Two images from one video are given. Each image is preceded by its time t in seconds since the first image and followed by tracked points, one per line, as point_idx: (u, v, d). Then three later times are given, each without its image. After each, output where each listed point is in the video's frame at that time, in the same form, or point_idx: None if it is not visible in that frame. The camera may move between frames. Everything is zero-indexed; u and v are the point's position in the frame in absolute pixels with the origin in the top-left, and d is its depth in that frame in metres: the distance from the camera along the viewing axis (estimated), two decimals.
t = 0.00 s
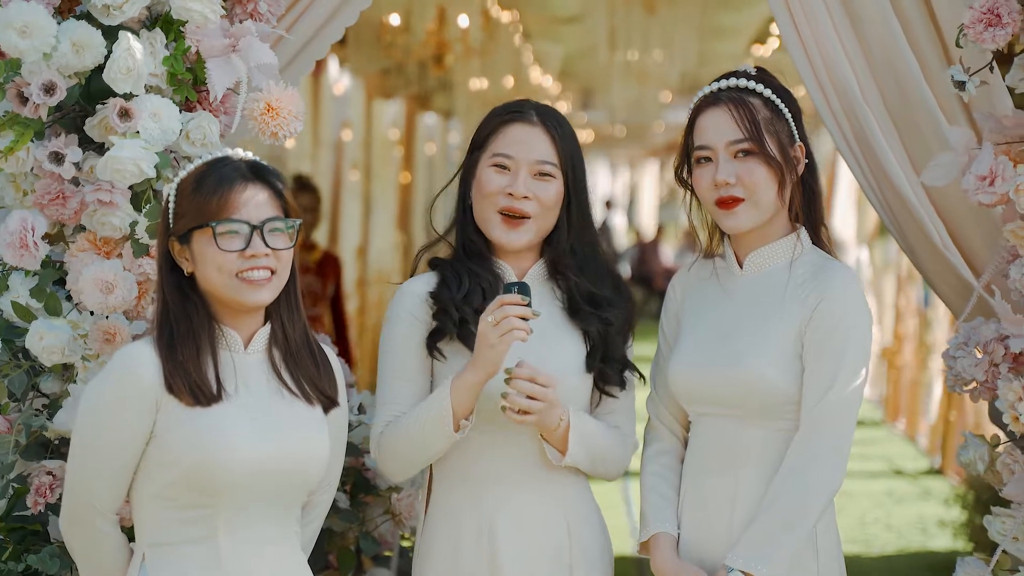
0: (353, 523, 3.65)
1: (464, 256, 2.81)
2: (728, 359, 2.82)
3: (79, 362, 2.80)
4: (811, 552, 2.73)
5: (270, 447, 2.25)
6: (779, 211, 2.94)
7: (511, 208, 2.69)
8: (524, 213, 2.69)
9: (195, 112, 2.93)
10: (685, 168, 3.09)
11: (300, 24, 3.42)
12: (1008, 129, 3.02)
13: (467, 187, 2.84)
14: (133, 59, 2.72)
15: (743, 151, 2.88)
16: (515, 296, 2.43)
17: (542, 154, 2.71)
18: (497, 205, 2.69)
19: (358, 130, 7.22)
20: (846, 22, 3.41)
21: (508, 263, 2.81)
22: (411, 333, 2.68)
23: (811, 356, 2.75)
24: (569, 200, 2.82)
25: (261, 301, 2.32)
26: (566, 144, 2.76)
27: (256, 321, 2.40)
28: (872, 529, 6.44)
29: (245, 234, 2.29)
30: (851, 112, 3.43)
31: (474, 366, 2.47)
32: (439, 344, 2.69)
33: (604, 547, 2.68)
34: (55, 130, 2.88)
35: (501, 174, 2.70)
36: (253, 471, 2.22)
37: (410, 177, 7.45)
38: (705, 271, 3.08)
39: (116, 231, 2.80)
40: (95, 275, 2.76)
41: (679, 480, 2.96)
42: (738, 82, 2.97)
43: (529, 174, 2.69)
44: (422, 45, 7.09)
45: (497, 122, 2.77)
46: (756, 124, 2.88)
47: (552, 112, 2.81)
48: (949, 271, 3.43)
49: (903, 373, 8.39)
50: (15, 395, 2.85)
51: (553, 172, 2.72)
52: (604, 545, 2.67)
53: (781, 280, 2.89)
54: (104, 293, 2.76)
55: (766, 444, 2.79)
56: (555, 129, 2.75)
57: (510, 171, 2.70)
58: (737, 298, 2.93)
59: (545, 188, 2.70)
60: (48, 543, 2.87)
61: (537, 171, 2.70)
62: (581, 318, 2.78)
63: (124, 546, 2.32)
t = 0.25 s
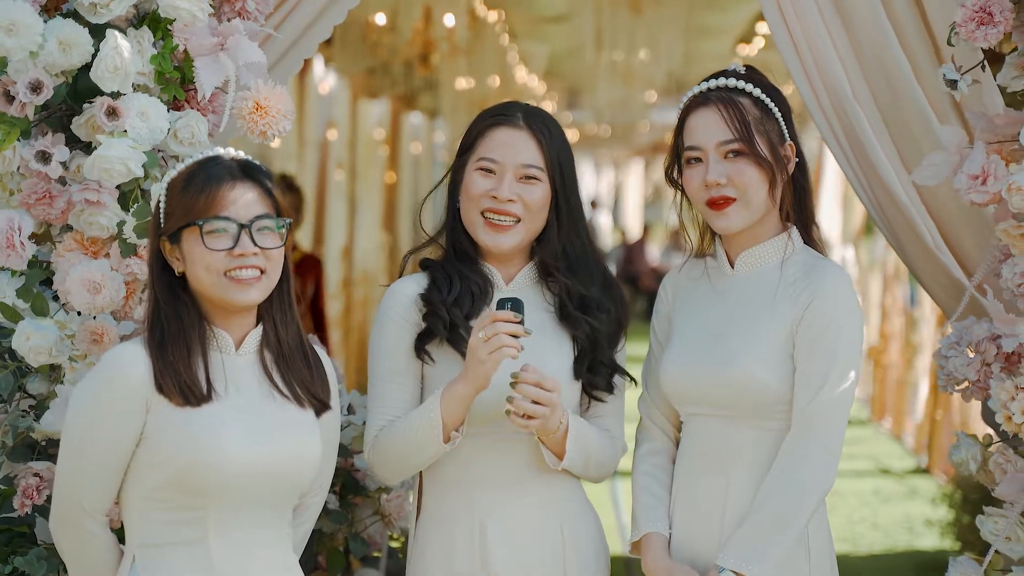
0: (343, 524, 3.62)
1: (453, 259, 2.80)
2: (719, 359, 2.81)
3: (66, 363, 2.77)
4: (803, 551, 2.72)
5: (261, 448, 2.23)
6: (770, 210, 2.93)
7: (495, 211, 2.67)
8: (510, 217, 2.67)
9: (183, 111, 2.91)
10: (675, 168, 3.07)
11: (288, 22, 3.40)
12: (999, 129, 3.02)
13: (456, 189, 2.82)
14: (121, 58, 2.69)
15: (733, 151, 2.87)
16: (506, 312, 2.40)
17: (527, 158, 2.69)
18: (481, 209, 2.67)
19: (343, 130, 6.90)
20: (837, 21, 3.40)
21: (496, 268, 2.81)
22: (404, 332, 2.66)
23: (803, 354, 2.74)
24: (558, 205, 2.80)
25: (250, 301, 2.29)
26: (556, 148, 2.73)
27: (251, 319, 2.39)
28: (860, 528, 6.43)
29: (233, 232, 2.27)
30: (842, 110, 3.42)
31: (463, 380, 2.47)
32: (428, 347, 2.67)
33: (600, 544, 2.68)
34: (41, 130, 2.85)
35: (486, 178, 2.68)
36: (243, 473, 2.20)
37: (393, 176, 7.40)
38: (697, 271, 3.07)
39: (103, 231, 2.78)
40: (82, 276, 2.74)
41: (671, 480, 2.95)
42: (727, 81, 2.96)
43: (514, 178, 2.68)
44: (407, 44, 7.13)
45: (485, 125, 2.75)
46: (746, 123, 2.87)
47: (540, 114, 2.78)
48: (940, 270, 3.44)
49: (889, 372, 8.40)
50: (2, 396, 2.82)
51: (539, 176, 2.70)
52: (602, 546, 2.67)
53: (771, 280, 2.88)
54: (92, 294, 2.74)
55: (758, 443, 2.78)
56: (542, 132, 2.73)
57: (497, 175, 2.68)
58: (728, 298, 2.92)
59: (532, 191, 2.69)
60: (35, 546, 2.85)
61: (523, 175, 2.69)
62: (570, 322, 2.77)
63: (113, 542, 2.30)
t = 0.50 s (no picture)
0: (334, 524, 3.58)
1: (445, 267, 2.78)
2: (715, 358, 2.79)
3: (55, 362, 2.74)
4: (797, 552, 2.69)
5: (252, 447, 2.20)
6: (765, 209, 2.91)
7: (483, 214, 2.64)
8: (500, 220, 2.65)
9: (173, 107, 2.88)
10: (670, 168, 3.05)
11: (280, 18, 3.37)
12: (997, 126, 2.99)
13: (443, 194, 2.79)
14: (111, 53, 2.66)
15: (727, 149, 2.85)
16: (499, 319, 2.37)
17: (515, 161, 2.66)
18: (470, 212, 2.65)
19: (334, 128, 6.77)
20: (834, 19, 3.38)
21: (486, 272, 2.78)
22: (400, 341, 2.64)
23: (796, 352, 2.71)
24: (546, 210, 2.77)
25: (249, 306, 2.27)
26: (541, 146, 2.71)
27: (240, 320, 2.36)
28: (852, 527, 6.41)
29: (251, 234, 2.26)
30: (839, 109, 3.41)
31: (460, 388, 2.43)
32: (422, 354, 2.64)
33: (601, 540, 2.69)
34: (30, 126, 2.82)
35: (475, 182, 2.65)
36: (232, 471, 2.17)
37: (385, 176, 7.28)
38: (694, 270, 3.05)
39: (93, 228, 2.76)
40: (72, 274, 2.71)
41: (666, 479, 2.92)
42: (720, 78, 2.94)
43: (502, 182, 2.64)
44: (399, 43, 7.12)
45: (471, 129, 2.72)
46: (740, 122, 2.85)
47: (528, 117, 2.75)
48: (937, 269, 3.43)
49: (881, 371, 8.38)
50: None
51: (527, 178, 2.67)
52: (600, 547, 2.65)
53: (767, 278, 2.86)
54: (82, 292, 2.72)
55: (753, 442, 2.76)
56: (529, 136, 2.70)
57: (485, 178, 2.65)
58: (724, 296, 2.90)
59: (521, 193, 2.66)
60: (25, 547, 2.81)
61: (511, 178, 2.65)
62: (559, 326, 2.74)
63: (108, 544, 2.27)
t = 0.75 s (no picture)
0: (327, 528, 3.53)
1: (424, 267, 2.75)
2: (712, 359, 2.76)
3: (46, 364, 2.72)
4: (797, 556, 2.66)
5: (245, 451, 2.17)
6: (764, 209, 2.87)
7: (473, 228, 2.61)
8: (490, 233, 2.62)
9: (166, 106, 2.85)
10: (670, 166, 3.01)
11: (274, 16, 3.34)
12: (998, 125, 2.96)
13: (430, 200, 2.75)
14: (103, 51, 2.64)
15: (725, 149, 2.81)
16: (479, 313, 2.34)
17: (509, 176, 2.62)
18: (460, 224, 2.61)
19: (330, 129, 6.65)
20: (834, 17, 3.35)
21: (470, 278, 2.76)
22: (388, 341, 2.60)
23: (791, 355, 2.67)
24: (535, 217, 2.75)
25: (252, 306, 2.24)
26: (535, 162, 2.68)
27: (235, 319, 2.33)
28: (849, 528, 6.39)
29: (254, 233, 2.23)
30: (839, 108, 3.37)
31: (437, 385, 2.39)
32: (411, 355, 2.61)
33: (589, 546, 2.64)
34: (21, 126, 2.79)
35: (468, 194, 2.61)
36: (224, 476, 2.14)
37: (380, 177, 7.13)
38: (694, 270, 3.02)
39: (85, 229, 2.73)
40: (64, 275, 2.67)
41: (667, 482, 2.89)
42: (717, 77, 2.90)
43: (495, 199, 2.61)
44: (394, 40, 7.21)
45: (463, 140, 2.67)
46: (738, 121, 2.81)
47: (525, 130, 2.71)
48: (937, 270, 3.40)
49: (877, 371, 8.36)
50: None
51: (519, 194, 2.64)
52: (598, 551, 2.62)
53: (766, 278, 2.82)
54: (73, 293, 2.68)
55: (752, 445, 2.73)
56: (524, 150, 2.67)
57: (476, 192, 2.61)
58: (722, 297, 2.87)
59: (511, 209, 2.62)
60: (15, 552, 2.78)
61: (504, 193, 2.62)
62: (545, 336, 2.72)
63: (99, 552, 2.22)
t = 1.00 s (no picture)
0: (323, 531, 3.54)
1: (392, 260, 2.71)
2: (711, 360, 2.73)
3: (36, 366, 2.69)
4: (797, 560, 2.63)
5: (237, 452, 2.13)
6: (763, 209, 2.84)
7: (454, 227, 2.59)
8: (466, 234, 2.59)
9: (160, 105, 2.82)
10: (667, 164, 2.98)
11: (269, 14, 3.31)
12: (1000, 125, 2.95)
13: (410, 191, 2.72)
14: (95, 49, 2.60)
15: (724, 148, 2.78)
16: (460, 314, 2.30)
17: (492, 178, 2.59)
18: (438, 220, 2.59)
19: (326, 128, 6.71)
20: (834, 15, 3.32)
21: (442, 272, 2.73)
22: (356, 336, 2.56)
23: (791, 357, 2.64)
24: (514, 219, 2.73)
25: (243, 305, 2.21)
26: (522, 166, 2.65)
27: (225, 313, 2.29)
28: (847, 528, 6.36)
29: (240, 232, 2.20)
30: (838, 107, 3.34)
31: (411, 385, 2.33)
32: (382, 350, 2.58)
33: (559, 550, 2.61)
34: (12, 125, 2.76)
35: (451, 192, 2.58)
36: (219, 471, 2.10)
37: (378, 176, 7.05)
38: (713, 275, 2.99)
39: (77, 229, 2.70)
40: (55, 276, 2.65)
41: (666, 486, 2.87)
42: (716, 75, 2.87)
43: (476, 201, 2.58)
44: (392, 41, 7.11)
45: (454, 138, 2.62)
46: (736, 119, 2.78)
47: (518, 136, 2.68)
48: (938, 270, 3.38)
49: (876, 371, 8.34)
50: None
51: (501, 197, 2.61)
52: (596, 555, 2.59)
53: (765, 278, 2.79)
54: (65, 294, 2.66)
55: (751, 447, 2.70)
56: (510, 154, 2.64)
57: (458, 193, 2.58)
58: (722, 297, 2.84)
59: (490, 212, 2.60)
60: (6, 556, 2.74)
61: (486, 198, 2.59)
62: (509, 338, 2.65)
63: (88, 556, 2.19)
